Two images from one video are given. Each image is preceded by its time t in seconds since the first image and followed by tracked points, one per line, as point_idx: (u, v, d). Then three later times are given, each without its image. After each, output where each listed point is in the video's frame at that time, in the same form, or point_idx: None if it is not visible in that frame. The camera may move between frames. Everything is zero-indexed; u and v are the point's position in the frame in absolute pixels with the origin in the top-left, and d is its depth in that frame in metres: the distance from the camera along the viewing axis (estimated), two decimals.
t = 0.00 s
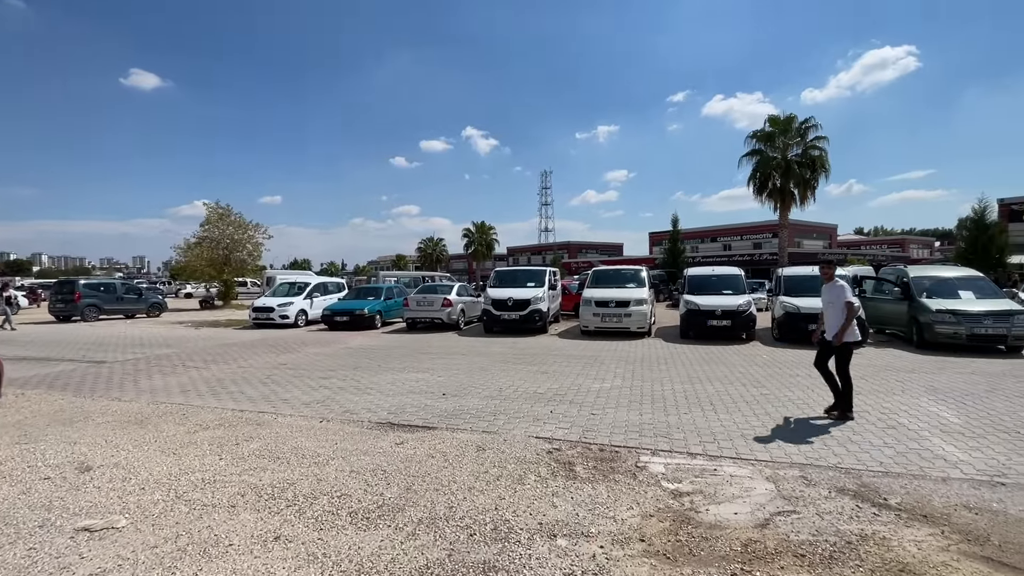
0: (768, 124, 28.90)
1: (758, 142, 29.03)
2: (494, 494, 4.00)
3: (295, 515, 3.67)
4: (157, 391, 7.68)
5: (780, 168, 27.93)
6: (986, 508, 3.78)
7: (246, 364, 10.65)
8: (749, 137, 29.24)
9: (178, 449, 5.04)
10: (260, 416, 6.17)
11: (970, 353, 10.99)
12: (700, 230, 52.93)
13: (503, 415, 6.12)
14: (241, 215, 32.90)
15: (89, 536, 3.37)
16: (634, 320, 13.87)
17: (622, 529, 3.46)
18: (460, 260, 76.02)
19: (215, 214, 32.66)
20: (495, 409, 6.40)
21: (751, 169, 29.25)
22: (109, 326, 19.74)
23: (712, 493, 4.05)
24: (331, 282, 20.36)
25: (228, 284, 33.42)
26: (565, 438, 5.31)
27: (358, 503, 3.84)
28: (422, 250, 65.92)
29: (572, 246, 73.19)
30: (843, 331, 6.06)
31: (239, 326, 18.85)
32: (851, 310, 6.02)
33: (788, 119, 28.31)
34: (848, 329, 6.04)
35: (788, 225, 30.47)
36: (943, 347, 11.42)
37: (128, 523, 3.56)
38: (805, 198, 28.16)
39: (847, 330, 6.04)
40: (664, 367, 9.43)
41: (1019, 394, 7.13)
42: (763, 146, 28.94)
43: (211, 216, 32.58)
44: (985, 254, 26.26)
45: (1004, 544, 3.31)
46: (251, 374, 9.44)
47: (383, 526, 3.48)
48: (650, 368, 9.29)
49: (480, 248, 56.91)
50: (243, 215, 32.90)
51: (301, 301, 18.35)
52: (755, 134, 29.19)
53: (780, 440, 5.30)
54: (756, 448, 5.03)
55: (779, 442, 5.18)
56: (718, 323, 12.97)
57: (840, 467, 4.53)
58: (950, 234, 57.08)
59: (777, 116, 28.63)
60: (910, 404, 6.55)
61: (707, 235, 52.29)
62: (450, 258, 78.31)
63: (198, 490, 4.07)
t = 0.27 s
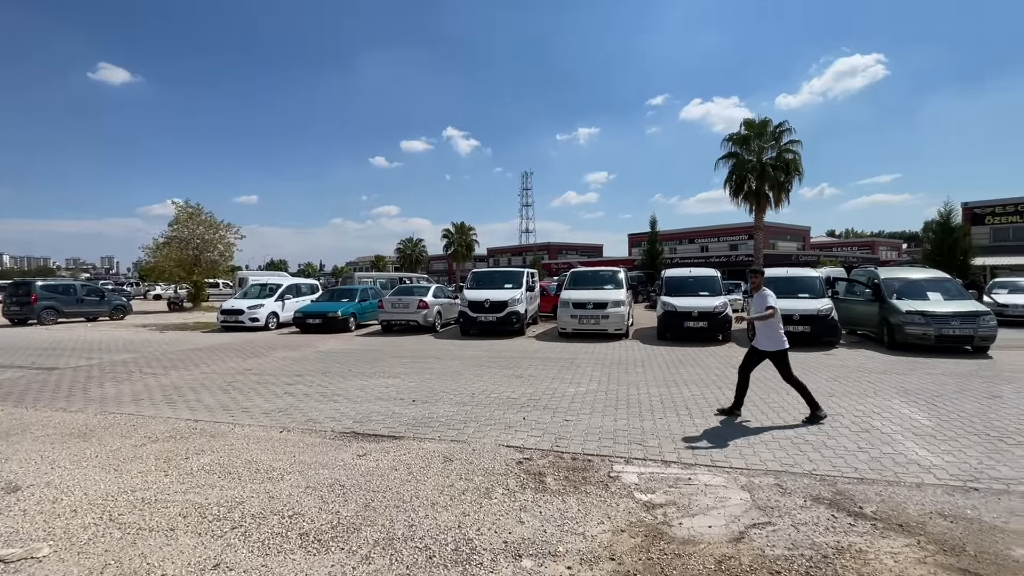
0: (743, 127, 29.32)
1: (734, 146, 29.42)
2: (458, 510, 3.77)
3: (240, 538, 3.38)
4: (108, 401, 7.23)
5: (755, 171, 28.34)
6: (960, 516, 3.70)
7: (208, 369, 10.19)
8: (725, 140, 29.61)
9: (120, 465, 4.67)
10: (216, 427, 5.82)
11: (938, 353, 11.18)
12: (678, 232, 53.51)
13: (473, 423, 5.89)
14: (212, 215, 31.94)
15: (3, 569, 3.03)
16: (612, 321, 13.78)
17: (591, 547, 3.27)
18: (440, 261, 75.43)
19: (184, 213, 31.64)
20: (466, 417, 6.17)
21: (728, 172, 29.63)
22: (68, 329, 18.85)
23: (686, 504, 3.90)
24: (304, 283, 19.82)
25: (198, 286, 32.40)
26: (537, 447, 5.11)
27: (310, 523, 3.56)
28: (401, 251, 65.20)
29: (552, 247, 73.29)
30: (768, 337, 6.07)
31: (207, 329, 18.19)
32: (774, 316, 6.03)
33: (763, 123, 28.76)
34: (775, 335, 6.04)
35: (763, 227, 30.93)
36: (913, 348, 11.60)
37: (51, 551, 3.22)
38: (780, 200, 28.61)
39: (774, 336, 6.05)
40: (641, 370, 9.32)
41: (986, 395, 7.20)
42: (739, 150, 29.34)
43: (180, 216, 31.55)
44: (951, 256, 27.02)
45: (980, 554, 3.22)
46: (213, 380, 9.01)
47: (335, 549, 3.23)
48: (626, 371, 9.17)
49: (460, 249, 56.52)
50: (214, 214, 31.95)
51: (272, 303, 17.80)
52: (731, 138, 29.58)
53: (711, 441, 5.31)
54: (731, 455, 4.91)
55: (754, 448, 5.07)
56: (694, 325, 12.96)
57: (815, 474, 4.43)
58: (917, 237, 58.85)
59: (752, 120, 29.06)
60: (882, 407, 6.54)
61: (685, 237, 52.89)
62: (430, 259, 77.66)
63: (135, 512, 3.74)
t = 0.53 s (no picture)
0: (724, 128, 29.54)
1: (714, 146, 29.62)
2: (422, 523, 3.51)
3: (178, 559, 3.06)
4: (55, 406, 6.77)
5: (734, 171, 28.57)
6: (945, 521, 3.57)
7: (171, 372, 9.71)
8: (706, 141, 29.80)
9: (57, 477, 4.29)
10: (169, 434, 5.44)
11: (913, 352, 11.27)
12: (659, 232, 53.86)
13: (445, 427, 5.62)
14: (185, 212, 30.97)
15: None
16: (592, 321, 13.63)
17: (563, 562, 3.04)
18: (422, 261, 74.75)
19: (155, 210, 30.61)
20: (438, 420, 5.90)
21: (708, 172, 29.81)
22: (27, 330, 17.98)
23: (664, 512, 3.70)
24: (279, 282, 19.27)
25: (170, 285, 31.39)
26: (510, 452, 4.87)
27: (259, 541, 3.27)
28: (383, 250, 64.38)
29: (535, 247, 73.20)
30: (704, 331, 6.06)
31: (175, 330, 17.53)
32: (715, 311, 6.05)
33: (742, 124, 29.01)
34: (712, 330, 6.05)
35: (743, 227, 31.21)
36: (889, 346, 11.68)
37: None
38: (759, 200, 28.89)
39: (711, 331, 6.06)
40: (621, 370, 9.15)
41: (963, 393, 7.19)
42: (719, 150, 29.54)
43: (150, 213, 30.51)
44: (924, 255, 27.57)
45: (967, 562, 3.08)
46: (174, 383, 8.57)
47: (284, 570, 2.94)
48: (606, 371, 9.00)
49: (443, 249, 56.02)
50: (186, 212, 30.98)
51: (244, 303, 17.23)
52: (711, 138, 29.77)
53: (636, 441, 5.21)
54: (711, 458, 4.73)
55: (734, 451, 4.91)
56: (675, 324, 12.88)
57: (797, 478, 4.28)
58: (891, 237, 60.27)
59: (732, 121, 29.29)
60: (862, 406, 6.46)
61: (667, 237, 53.26)
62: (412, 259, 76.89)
63: (65, 531, 3.40)
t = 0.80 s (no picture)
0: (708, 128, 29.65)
1: (698, 146, 29.71)
2: (385, 539, 3.24)
3: None
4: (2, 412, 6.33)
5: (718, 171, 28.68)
6: (937, 528, 3.42)
7: (135, 374, 9.26)
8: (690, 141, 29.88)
9: None
10: (121, 442, 5.08)
11: (895, 351, 11.28)
12: (644, 232, 54.06)
13: (419, 433, 5.34)
14: (159, 209, 30.08)
15: None
16: (576, 320, 13.44)
17: None
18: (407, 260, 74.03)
19: (128, 207, 29.68)
20: (411, 425, 5.63)
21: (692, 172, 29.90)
22: None
23: (646, 523, 3.48)
24: (256, 281, 18.75)
25: (143, 284, 30.45)
26: (486, 459, 4.62)
27: (203, 562, 2.97)
28: (366, 249, 63.57)
29: (521, 246, 73.01)
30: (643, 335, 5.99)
31: (146, 330, 16.91)
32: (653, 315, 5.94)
33: (726, 125, 29.14)
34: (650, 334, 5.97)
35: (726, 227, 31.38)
36: (871, 345, 11.69)
37: None
38: (742, 200, 29.06)
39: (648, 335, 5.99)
40: (604, 370, 8.96)
41: (945, 392, 7.14)
42: (703, 150, 29.64)
43: (123, 209, 29.57)
44: (903, 255, 27.97)
45: (962, 573, 2.92)
46: (136, 385, 8.14)
47: None
48: (588, 372, 8.79)
49: (427, 248, 55.52)
50: (161, 209, 30.10)
51: (219, 302, 16.70)
52: (695, 138, 29.86)
53: (574, 444, 5.03)
54: (694, 463, 4.54)
55: (718, 455, 4.73)
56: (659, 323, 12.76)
57: (783, 483, 4.10)
58: (869, 238, 61.35)
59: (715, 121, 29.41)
60: (846, 407, 6.35)
61: (651, 237, 53.48)
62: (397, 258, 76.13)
63: None
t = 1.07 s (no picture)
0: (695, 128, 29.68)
1: (686, 145, 29.74)
2: (346, 559, 3.00)
3: None
4: None
5: (705, 171, 28.76)
6: (929, 541, 3.26)
7: (103, 376, 8.88)
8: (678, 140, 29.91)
9: None
10: (73, 452, 4.77)
11: (880, 351, 11.26)
12: (632, 232, 54.15)
13: (392, 440, 5.10)
14: (138, 206, 29.37)
15: None
16: (562, 320, 13.26)
17: None
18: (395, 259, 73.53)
19: (106, 204, 28.94)
20: (386, 431, 5.38)
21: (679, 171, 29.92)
22: None
23: (626, 538, 3.28)
24: (236, 280, 18.30)
25: (122, 283, 29.73)
26: (461, 468, 4.39)
27: None
28: (353, 248, 62.92)
29: (509, 246, 72.80)
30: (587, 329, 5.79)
31: (121, 330, 16.41)
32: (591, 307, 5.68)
33: (713, 124, 29.20)
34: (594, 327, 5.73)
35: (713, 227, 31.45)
36: (856, 346, 11.66)
37: None
38: (729, 200, 29.12)
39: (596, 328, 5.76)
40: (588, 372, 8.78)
41: (932, 394, 7.07)
42: (690, 150, 29.68)
43: (101, 206, 28.83)
44: (886, 255, 28.25)
45: None
46: (101, 389, 7.78)
47: None
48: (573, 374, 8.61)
49: (415, 247, 55.05)
50: (140, 206, 29.39)
51: (196, 302, 16.24)
52: (683, 138, 29.89)
53: (549, 451, 4.83)
54: (678, 470, 4.36)
55: (703, 462, 4.55)
56: (645, 324, 12.62)
57: (770, 492, 3.94)
58: (854, 238, 62.12)
59: (703, 121, 29.46)
60: (833, 410, 6.23)
61: (639, 237, 53.58)
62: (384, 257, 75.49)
63: None
